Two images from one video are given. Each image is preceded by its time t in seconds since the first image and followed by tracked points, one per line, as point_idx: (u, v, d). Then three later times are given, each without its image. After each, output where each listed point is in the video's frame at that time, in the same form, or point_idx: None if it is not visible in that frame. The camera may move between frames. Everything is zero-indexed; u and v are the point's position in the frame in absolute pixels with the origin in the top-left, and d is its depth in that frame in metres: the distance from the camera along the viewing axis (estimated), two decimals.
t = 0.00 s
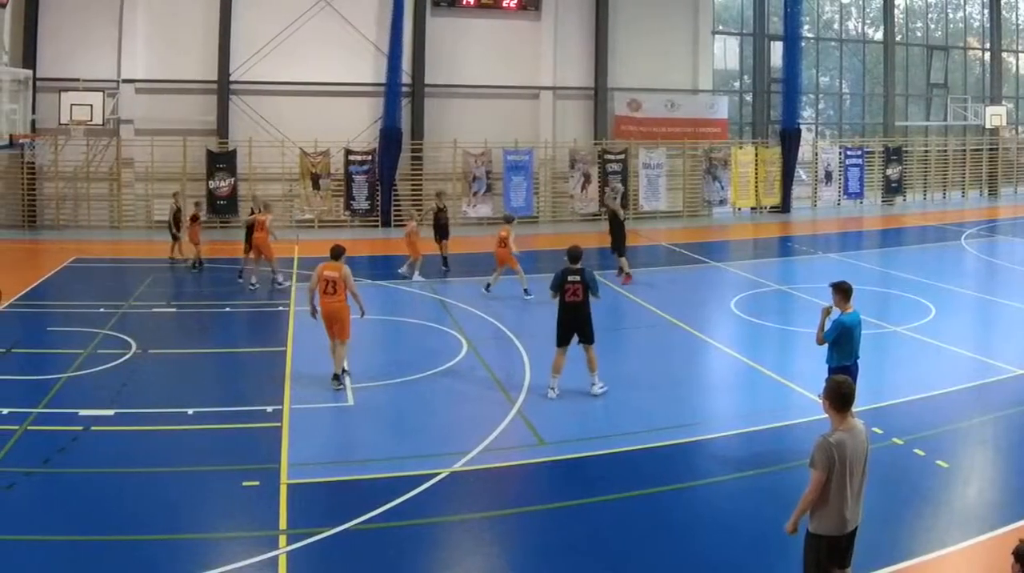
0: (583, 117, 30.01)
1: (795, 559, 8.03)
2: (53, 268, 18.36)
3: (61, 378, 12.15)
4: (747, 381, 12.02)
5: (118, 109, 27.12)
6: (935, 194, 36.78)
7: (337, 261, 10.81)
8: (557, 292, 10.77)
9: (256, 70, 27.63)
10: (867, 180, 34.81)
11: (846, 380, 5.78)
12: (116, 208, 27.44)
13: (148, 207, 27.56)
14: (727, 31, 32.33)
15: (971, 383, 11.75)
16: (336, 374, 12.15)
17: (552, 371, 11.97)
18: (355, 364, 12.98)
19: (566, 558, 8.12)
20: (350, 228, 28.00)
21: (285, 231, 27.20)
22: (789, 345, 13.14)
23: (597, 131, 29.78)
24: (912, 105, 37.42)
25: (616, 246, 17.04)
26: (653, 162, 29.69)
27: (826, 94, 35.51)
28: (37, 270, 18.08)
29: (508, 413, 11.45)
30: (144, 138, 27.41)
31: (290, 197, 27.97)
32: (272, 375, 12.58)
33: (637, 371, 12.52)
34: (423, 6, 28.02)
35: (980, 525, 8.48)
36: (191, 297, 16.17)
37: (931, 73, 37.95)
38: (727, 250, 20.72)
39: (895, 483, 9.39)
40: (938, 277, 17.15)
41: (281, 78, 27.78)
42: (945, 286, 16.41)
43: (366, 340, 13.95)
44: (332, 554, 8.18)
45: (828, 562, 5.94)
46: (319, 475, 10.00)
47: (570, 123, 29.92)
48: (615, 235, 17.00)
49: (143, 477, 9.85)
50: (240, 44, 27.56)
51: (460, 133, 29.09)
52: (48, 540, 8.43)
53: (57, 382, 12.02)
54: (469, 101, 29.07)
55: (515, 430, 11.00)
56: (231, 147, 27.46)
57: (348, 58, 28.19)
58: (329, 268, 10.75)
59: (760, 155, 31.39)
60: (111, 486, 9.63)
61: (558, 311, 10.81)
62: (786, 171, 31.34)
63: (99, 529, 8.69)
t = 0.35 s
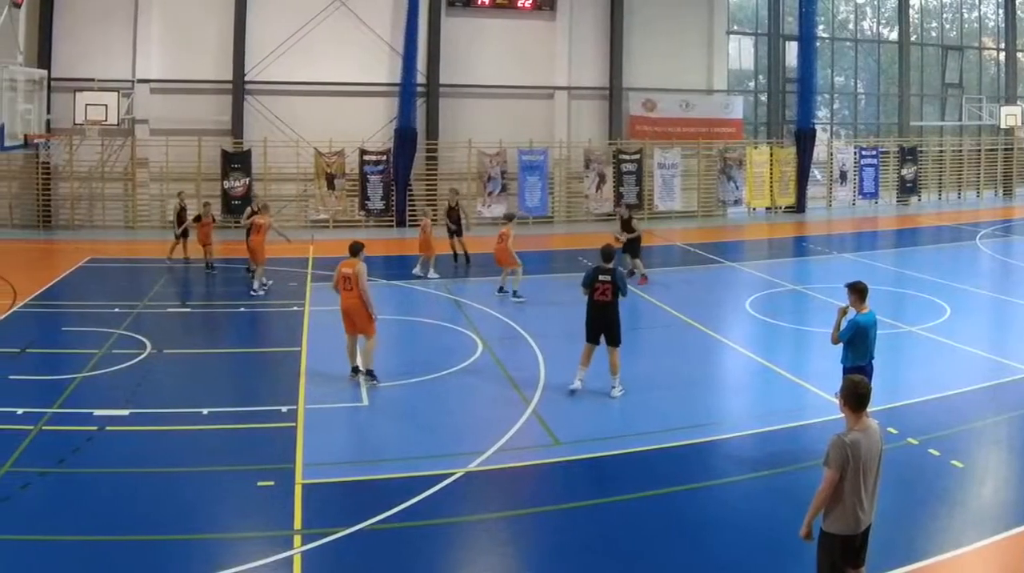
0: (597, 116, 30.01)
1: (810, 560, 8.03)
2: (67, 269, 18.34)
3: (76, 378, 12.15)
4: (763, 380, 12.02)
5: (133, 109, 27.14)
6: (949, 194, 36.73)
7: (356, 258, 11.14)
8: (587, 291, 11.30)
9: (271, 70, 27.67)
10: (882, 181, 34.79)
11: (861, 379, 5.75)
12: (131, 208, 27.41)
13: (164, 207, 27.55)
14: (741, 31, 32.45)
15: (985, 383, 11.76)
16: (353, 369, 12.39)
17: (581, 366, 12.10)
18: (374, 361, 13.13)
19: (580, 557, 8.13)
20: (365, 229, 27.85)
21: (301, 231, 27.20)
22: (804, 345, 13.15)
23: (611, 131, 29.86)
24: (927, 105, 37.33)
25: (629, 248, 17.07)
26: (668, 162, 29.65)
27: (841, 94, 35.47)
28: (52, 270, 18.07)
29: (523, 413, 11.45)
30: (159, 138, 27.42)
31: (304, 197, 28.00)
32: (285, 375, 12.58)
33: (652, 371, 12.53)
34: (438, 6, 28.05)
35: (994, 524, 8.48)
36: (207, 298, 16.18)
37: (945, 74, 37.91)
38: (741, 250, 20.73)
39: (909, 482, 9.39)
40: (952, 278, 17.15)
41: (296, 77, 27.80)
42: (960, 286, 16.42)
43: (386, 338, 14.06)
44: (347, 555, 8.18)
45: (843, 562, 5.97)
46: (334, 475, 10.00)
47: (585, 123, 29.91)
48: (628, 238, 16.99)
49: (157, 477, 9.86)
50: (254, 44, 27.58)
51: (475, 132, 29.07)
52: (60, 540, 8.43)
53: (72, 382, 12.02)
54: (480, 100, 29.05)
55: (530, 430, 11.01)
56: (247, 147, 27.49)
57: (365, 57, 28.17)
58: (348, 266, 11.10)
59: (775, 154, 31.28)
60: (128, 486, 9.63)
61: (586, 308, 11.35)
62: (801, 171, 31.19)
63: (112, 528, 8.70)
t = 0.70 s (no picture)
0: (611, 116, 29.98)
1: (824, 560, 8.03)
2: (79, 269, 18.34)
3: (89, 378, 12.15)
4: (777, 380, 12.02)
5: (146, 109, 27.16)
6: (964, 195, 37.00)
7: (378, 262, 11.34)
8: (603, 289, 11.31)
9: (286, 70, 27.67)
10: (896, 181, 34.88)
11: (876, 379, 5.75)
12: (144, 208, 27.46)
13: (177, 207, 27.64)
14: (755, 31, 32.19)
15: (999, 384, 11.74)
16: (367, 369, 12.48)
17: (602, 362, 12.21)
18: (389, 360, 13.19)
19: (593, 558, 8.13)
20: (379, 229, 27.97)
21: (313, 231, 27.18)
22: (817, 345, 13.15)
23: (626, 133, 29.79)
24: (941, 105, 37.24)
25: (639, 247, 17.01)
26: (681, 162, 29.67)
27: (854, 94, 35.41)
28: (65, 270, 18.08)
29: (536, 413, 11.45)
30: (173, 138, 27.44)
31: (318, 197, 28.00)
32: (297, 375, 12.57)
33: (665, 371, 12.51)
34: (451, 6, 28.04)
35: (1006, 525, 8.47)
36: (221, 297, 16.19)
37: (959, 74, 37.85)
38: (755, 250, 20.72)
39: (921, 483, 9.39)
40: (967, 278, 17.15)
41: (312, 77, 27.78)
42: (974, 286, 16.41)
43: (402, 337, 14.12)
44: (360, 555, 8.17)
45: (856, 562, 5.98)
46: (345, 475, 10.00)
47: (598, 123, 29.87)
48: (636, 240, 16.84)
49: (170, 477, 9.86)
50: (268, 44, 27.56)
51: (487, 132, 29.06)
52: (71, 540, 8.43)
53: (86, 382, 12.02)
54: (491, 101, 29.00)
55: (543, 430, 11.00)
56: (260, 147, 27.50)
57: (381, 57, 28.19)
58: (371, 269, 11.30)
59: (789, 155, 31.28)
60: (143, 486, 9.64)
61: (603, 305, 11.35)
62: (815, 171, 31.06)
63: (124, 528, 8.70)
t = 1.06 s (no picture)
0: (626, 116, 29.95)
1: (839, 560, 8.03)
2: (94, 269, 18.34)
3: (104, 378, 12.15)
4: (792, 380, 12.02)
5: (161, 109, 27.14)
6: (978, 195, 36.77)
7: (389, 262, 11.38)
8: (615, 288, 11.26)
9: (302, 70, 27.67)
10: (911, 181, 34.85)
11: (892, 379, 5.73)
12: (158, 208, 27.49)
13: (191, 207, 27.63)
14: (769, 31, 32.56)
15: (1014, 384, 11.74)
16: (373, 374, 12.46)
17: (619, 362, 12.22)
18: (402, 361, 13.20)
19: (608, 557, 8.13)
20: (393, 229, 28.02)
21: (329, 231, 27.29)
22: (832, 345, 13.14)
23: (640, 132, 29.76)
24: (955, 105, 37.18)
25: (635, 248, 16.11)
26: (697, 162, 29.74)
27: (869, 94, 35.34)
28: (79, 270, 18.07)
29: (550, 412, 11.45)
30: (187, 138, 27.43)
31: (333, 197, 28.01)
32: (310, 375, 12.56)
33: (678, 371, 12.51)
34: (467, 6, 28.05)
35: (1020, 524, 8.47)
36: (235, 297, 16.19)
37: (974, 74, 37.85)
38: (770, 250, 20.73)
39: (935, 482, 9.39)
40: (982, 278, 17.15)
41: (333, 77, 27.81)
42: (989, 286, 16.41)
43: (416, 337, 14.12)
44: (374, 555, 8.16)
45: (870, 562, 5.98)
46: (359, 475, 10.00)
47: (613, 123, 29.85)
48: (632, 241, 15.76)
49: (185, 476, 9.87)
50: (283, 44, 27.55)
51: (502, 132, 29.03)
52: (83, 540, 8.43)
53: (100, 382, 12.02)
54: (503, 100, 28.96)
55: (557, 430, 11.01)
56: (275, 147, 27.51)
57: (398, 57, 28.18)
58: (383, 268, 11.34)
59: (804, 154, 31.22)
60: (158, 486, 9.64)
61: (617, 303, 11.33)
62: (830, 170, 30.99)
63: (138, 528, 8.70)
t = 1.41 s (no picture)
0: (639, 116, 29.97)
1: (853, 560, 8.02)
2: (108, 269, 18.35)
3: (117, 378, 12.15)
4: (806, 380, 12.01)
5: (175, 109, 27.16)
6: (991, 194, 36.77)
7: (398, 260, 11.32)
8: (634, 289, 11.22)
9: (316, 69, 27.70)
10: (924, 181, 34.82)
11: (907, 379, 5.72)
12: (172, 208, 27.51)
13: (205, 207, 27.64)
14: (782, 30, 32.47)
15: None
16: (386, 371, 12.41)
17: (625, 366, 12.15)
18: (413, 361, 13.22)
19: (621, 558, 8.12)
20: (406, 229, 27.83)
21: (342, 231, 27.18)
22: (845, 345, 13.14)
23: (654, 133, 29.82)
24: (968, 105, 37.13)
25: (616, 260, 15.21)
26: (710, 163, 29.68)
27: (882, 94, 35.35)
28: (93, 270, 18.10)
29: (563, 413, 11.45)
30: (200, 137, 27.46)
31: (347, 197, 28.02)
32: (323, 375, 12.55)
33: (690, 371, 12.50)
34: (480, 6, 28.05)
35: None
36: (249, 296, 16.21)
37: (987, 73, 37.81)
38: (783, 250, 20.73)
39: (948, 483, 9.39)
40: (996, 278, 17.15)
41: (347, 77, 27.84)
42: (1003, 286, 16.41)
43: (429, 336, 14.12)
44: (387, 556, 8.15)
45: (885, 562, 6.00)
46: (373, 475, 9.99)
47: (626, 123, 29.87)
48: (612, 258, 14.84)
49: (198, 476, 9.87)
50: (296, 44, 27.58)
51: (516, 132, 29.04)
52: (94, 540, 8.42)
53: (113, 382, 12.02)
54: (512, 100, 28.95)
55: (569, 430, 11.01)
56: (289, 146, 27.53)
57: (413, 57, 28.19)
58: (391, 267, 11.30)
59: (818, 154, 31.16)
60: (173, 486, 9.64)
61: (635, 303, 11.35)
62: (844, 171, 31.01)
63: (150, 528, 8.70)
